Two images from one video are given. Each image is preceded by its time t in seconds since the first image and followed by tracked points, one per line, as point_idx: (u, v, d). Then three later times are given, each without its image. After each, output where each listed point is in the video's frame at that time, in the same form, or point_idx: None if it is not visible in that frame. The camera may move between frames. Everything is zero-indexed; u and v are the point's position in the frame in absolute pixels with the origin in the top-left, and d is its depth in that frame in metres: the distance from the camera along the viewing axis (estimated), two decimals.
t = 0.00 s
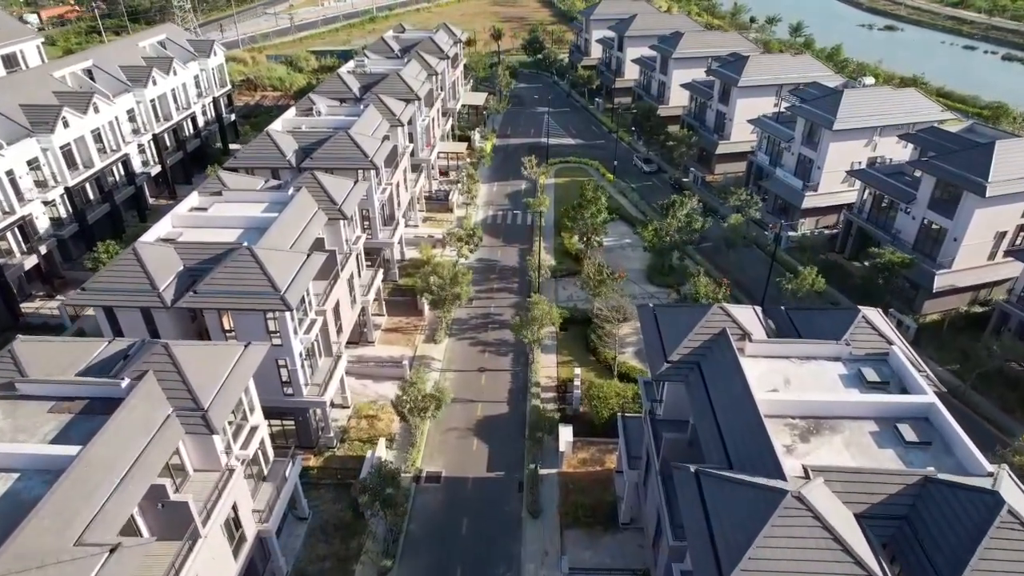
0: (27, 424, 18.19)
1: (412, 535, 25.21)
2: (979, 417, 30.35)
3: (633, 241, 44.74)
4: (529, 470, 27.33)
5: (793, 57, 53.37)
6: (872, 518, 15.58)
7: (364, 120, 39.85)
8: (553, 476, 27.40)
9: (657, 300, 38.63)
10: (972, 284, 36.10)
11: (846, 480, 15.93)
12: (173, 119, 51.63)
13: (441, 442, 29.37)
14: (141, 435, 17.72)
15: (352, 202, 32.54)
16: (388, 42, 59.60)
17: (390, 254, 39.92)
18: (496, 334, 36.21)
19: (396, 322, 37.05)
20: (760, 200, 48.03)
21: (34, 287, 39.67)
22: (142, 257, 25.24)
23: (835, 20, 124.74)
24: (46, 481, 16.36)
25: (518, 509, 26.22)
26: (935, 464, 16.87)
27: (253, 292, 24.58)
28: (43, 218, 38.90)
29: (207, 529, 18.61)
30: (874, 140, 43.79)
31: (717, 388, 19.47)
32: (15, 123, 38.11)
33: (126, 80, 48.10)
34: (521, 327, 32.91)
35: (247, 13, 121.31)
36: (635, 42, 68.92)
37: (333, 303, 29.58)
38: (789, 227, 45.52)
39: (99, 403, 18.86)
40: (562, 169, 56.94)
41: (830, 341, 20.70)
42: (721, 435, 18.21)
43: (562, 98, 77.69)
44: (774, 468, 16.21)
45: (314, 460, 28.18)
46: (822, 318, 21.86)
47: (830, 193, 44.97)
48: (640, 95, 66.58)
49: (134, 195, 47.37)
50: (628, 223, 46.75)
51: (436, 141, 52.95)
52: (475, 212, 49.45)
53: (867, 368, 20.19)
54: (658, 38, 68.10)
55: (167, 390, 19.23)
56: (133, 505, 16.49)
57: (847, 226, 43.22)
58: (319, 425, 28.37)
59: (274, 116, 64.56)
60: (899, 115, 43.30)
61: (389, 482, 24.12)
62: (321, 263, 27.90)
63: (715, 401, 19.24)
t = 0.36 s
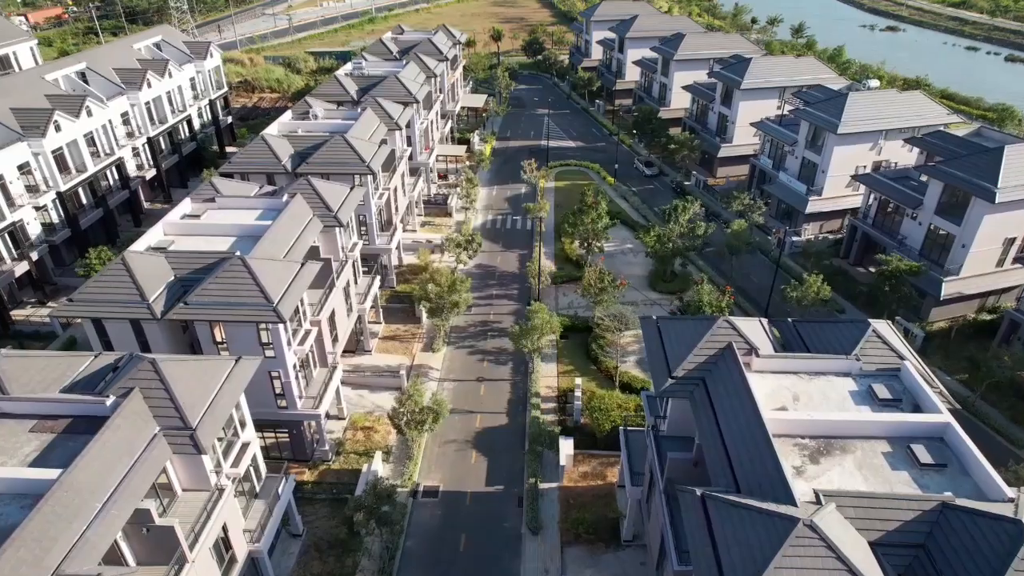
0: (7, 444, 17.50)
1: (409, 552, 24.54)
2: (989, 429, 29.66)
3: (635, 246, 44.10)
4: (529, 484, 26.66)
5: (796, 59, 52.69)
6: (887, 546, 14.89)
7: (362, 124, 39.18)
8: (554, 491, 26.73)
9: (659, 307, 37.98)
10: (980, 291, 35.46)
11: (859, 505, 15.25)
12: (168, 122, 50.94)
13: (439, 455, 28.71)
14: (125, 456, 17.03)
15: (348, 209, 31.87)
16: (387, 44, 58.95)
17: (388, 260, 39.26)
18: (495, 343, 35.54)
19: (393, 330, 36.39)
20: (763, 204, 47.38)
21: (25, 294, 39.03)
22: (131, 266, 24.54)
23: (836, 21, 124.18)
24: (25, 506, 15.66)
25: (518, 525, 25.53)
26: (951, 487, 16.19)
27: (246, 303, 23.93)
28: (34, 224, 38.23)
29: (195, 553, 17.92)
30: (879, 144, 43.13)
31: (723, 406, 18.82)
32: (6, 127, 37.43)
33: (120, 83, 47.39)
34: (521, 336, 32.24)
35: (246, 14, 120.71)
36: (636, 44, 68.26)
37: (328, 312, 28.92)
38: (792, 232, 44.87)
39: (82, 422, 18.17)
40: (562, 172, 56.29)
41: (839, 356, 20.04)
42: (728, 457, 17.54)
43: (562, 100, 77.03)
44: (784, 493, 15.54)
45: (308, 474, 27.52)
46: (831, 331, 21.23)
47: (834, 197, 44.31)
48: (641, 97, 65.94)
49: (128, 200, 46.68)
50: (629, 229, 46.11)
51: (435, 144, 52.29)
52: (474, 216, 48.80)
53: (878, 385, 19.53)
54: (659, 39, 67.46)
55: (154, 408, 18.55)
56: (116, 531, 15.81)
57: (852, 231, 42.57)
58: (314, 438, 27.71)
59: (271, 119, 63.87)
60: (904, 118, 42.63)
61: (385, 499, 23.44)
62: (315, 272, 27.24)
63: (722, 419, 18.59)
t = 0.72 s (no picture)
0: None
1: (406, 570, 23.86)
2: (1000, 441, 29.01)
3: (636, 252, 43.46)
4: (530, 499, 25.98)
5: (800, 61, 52.00)
6: None
7: (359, 127, 38.47)
8: (554, 506, 26.06)
9: (662, 315, 37.31)
10: (989, 298, 34.80)
11: (874, 532, 14.57)
12: (163, 125, 50.24)
13: (436, 468, 28.04)
14: (108, 478, 16.34)
15: (344, 216, 31.18)
16: (385, 45, 58.26)
17: (385, 267, 38.58)
18: (494, 351, 34.86)
19: (391, 338, 35.72)
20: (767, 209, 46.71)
21: (16, 301, 38.38)
22: (120, 277, 23.81)
23: (838, 22, 123.45)
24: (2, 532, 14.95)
25: (518, 541, 24.83)
26: (970, 513, 15.50)
27: (237, 315, 23.26)
28: (24, 229, 37.53)
29: None
30: (884, 148, 42.45)
31: (731, 425, 18.13)
32: None
33: (114, 85, 46.59)
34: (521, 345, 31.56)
35: (244, 14, 120.02)
36: (637, 45, 67.57)
37: (323, 322, 28.25)
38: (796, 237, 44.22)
39: (64, 442, 17.42)
40: (562, 175, 55.64)
41: (850, 372, 19.36)
42: (736, 479, 16.84)
43: (562, 101, 76.34)
44: (795, 518, 14.86)
45: (303, 488, 26.85)
46: (841, 345, 20.56)
47: (839, 201, 43.64)
48: (643, 99, 65.25)
49: (122, 204, 46.01)
50: (631, 234, 45.41)
51: (433, 147, 51.57)
52: (473, 221, 48.13)
53: (891, 402, 18.83)
54: (660, 40, 66.77)
55: (140, 427, 17.85)
56: (98, 558, 15.14)
57: (857, 236, 41.89)
58: (309, 451, 27.05)
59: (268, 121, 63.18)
60: (911, 122, 41.92)
61: (381, 517, 22.76)
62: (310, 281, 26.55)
63: (729, 439, 17.89)
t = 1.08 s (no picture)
0: None
1: None
2: (1011, 452, 28.32)
3: (638, 257, 42.83)
4: (530, 515, 25.29)
5: (803, 63, 51.33)
6: None
7: (356, 131, 37.78)
8: (555, 521, 25.37)
9: (665, 322, 36.64)
10: (998, 306, 34.13)
11: (892, 562, 13.85)
12: (158, 128, 49.59)
13: (434, 482, 27.37)
14: (90, 503, 15.61)
15: (340, 223, 30.48)
16: (384, 47, 57.60)
17: (382, 273, 37.93)
18: (494, 360, 34.19)
19: (388, 346, 35.06)
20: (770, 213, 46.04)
21: (8, 307, 37.77)
22: (108, 287, 23.09)
23: (840, 22, 122.74)
24: None
25: (518, 559, 24.14)
26: (990, 541, 14.79)
27: (229, 328, 22.60)
28: (15, 235, 36.88)
29: None
30: (890, 151, 41.77)
31: (738, 445, 17.44)
32: None
33: (108, 88, 46.03)
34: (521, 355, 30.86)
35: (243, 14, 119.36)
36: (638, 46, 66.93)
37: (318, 332, 27.58)
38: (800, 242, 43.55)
39: (46, 462, 16.73)
40: (563, 179, 55.01)
41: (862, 388, 18.68)
42: (745, 502, 16.13)
43: (562, 103, 75.67)
44: (807, 546, 14.17)
45: (297, 503, 26.18)
46: (851, 360, 19.89)
47: (844, 206, 42.98)
48: (644, 101, 64.58)
49: (116, 208, 45.37)
50: (632, 239, 44.75)
51: (432, 150, 50.91)
52: (473, 225, 47.49)
53: (904, 419, 18.13)
54: (661, 41, 66.13)
55: (125, 447, 17.15)
56: None
57: (862, 241, 41.20)
58: (303, 465, 26.38)
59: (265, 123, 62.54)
60: (918, 125, 41.22)
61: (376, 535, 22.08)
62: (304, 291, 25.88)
63: (736, 459, 17.20)
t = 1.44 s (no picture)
0: None
1: None
2: None
3: (640, 263, 42.16)
4: (530, 532, 24.60)
5: (807, 65, 50.64)
6: None
7: (353, 136, 37.09)
8: (556, 538, 24.67)
9: (668, 330, 35.96)
10: (1008, 314, 33.45)
11: None
12: (153, 131, 48.89)
13: (432, 497, 26.69)
14: (70, 531, 14.88)
15: (336, 230, 29.76)
16: (382, 48, 56.91)
17: (380, 280, 37.23)
18: (493, 369, 33.51)
19: (386, 355, 34.37)
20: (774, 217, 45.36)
21: None
22: (95, 299, 22.38)
23: (842, 23, 121.91)
24: None
25: None
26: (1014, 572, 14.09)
27: (220, 341, 21.92)
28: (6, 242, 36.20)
29: None
30: (896, 155, 41.08)
31: (747, 467, 16.73)
32: None
33: (101, 90, 45.34)
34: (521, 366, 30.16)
35: (242, 14, 118.62)
36: (639, 47, 66.24)
37: (313, 343, 26.90)
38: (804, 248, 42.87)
39: (26, 486, 16.01)
40: (563, 182, 54.34)
41: (875, 407, 18.00)
42: (754, 529, 15.43)
43: (563, 105, 74.97)
44: None
45: (291, 519, 25.49)
46: (863, 378, 19.20)
47: (849, 211, 42.28)
48: (645, 102, 63.89)
49: (110, 213, 44.68)
50: (634, 244, 44.04)
51: (431, 153, 50.21)
52: (472, 230, 46.80)
53: (919, 440, 17.44)
54: (663, 43, 65.46)
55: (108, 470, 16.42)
56: None
57: (868, 247, 40.49)
58: (297, 481, 25.69)
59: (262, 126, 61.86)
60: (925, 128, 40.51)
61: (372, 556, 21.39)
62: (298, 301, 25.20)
63: (745, 481, 16.49)
